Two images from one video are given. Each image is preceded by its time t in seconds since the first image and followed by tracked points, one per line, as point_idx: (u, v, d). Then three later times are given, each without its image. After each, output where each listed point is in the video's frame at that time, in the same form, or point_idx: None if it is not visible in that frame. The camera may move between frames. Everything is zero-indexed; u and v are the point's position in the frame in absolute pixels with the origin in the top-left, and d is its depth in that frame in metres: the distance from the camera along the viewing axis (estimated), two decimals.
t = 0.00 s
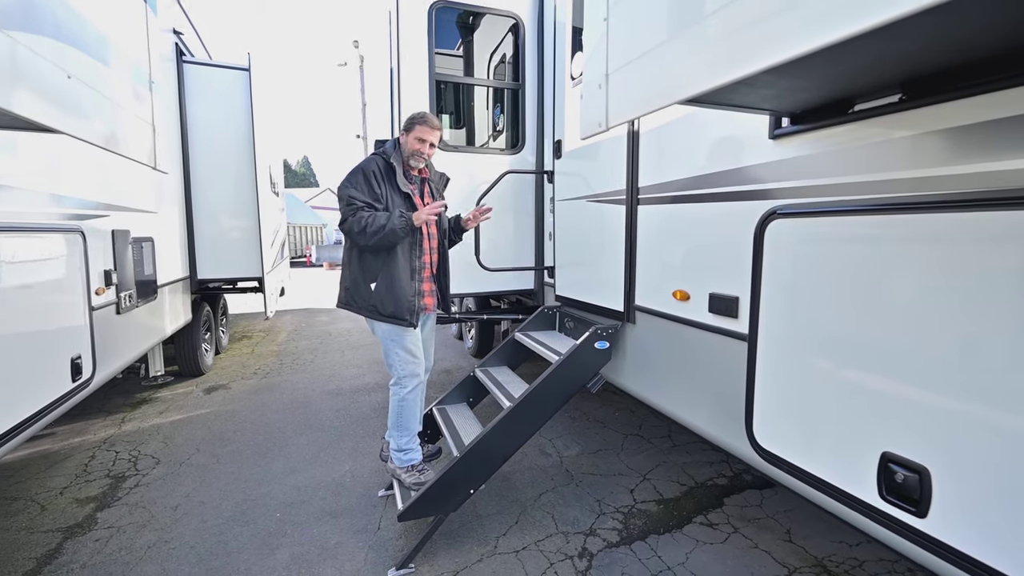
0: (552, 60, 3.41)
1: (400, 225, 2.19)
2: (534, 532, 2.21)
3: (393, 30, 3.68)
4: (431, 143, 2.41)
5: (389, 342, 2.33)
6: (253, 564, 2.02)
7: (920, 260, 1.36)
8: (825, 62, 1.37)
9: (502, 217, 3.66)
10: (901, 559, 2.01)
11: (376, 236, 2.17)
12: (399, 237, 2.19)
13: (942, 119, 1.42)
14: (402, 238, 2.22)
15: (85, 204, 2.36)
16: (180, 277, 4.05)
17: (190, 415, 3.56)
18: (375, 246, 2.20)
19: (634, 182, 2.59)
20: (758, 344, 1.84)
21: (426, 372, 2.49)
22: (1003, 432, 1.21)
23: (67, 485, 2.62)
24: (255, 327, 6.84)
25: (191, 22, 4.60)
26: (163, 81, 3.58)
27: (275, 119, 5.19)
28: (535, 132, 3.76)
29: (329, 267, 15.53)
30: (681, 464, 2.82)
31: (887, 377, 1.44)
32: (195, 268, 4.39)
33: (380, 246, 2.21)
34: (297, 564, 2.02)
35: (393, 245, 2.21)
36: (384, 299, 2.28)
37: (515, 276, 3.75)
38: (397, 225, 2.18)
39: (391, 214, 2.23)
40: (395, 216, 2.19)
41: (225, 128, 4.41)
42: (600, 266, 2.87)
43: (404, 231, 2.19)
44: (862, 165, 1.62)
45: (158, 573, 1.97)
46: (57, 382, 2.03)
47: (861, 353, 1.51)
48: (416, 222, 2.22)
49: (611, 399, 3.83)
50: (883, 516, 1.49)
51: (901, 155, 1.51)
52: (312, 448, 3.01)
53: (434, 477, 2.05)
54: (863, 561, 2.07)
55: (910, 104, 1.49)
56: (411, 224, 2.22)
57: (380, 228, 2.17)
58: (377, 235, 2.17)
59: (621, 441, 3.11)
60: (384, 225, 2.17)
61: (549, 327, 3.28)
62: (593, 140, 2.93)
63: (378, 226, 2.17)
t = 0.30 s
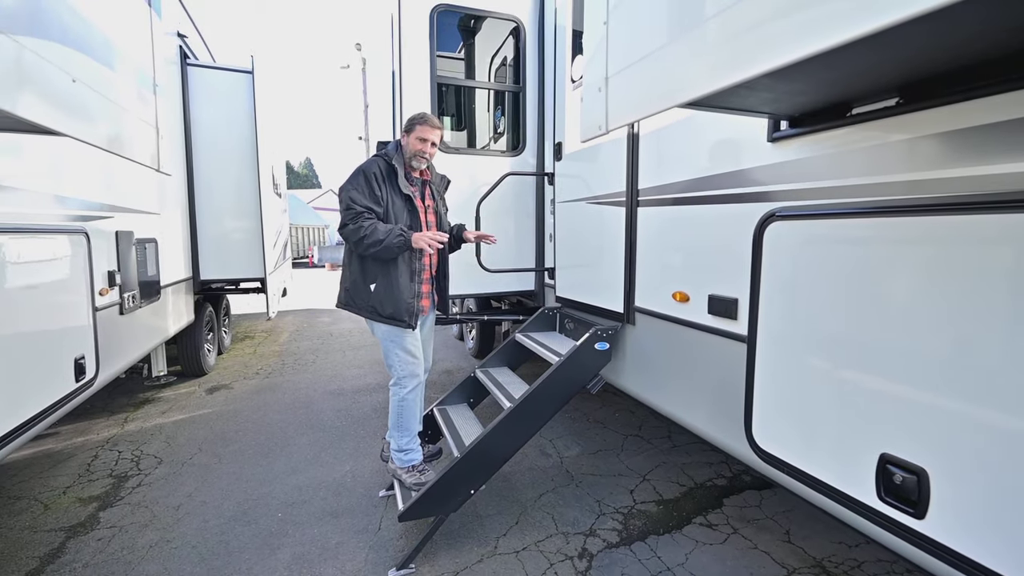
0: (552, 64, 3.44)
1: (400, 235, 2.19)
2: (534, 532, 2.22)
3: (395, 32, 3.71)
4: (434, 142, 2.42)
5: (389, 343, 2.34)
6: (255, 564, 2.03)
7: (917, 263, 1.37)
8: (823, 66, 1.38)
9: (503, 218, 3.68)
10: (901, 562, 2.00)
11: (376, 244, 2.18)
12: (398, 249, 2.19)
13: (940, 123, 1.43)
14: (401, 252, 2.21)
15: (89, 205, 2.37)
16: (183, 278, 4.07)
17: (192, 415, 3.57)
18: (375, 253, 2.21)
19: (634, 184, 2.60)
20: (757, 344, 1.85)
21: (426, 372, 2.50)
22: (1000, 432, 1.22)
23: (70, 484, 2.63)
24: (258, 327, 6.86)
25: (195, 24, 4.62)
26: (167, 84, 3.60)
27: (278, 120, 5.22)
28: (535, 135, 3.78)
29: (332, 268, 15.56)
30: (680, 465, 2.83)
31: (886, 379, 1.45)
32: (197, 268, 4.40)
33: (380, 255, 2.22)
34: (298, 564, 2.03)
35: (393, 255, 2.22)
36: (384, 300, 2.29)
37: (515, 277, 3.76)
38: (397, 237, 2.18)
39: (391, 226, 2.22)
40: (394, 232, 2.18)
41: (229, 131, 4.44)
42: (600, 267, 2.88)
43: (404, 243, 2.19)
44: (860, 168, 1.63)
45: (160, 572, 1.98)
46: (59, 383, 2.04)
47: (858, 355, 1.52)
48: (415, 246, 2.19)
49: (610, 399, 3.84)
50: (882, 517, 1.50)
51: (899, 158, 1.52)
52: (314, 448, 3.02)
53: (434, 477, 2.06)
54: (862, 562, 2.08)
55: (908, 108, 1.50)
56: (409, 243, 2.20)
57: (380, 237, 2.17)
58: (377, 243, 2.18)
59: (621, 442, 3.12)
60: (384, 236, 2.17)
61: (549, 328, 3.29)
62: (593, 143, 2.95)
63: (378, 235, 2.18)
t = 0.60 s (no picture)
0: (552, 65, 3.45)
1: (399, 239, 2.18)
2: (533, 535, 2.21)
3: (394, 33, 3.71)
4: (423, 134, 2.44)
5: (389, 345, 2.33)
6: (252, 568, 2.01)
7: (916, 264, 1.37)
8: (820, 69, 1.39)
9: (503, 219, 3.68)
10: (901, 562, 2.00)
11: (375, 247, 2.16)
12: (398, 253, 2.18)
13: (936, 126, 1.44)
14: (401, 255, 2.20)
15: (85, 207, 2.35)
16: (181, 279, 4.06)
17: (189, 418, 3.55)
18: (374, 257, 2.20)
19: (634, 186, 2.60)
20: (755, 345, 1.86)
21: (426, 374, 2.49)
22: (1000, 435, 1.22)
23: (65, 488, 2.60)
24: (257, 328, 6.84)
25: (195, 25, 4.62)
26: (165, 86, 3.60)
27: (277, 121, 5.21)
28: (535, 136, 3.78)
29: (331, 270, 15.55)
30: (680, 467, 2.82)
31: (885, 381, 1.45)
32: (195, 270, 4.38)
33: (380, 258, 2.21)
34: (295, 568, 2.01)
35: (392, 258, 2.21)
36: (385, 301, 2.29)
37: (514, 278, 3.76)
38: (397, 240, 2.17)
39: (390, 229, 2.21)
40: (393, 236, 2.17)
41: (227, 132, 4.43)
42: (599, 268, 2.89)
43: (404, 248, 2.18)
44: (858, 171, 1.64)
45: None
46: (54, 386, 2.01)
47: (856, 355, 1.53)
48: (414, 252, 2.18)
49: (609, 401, 3.84)
50: (880, 519, 1.50)
51: (895, 161, 1.53)
52: (313, 450, 3.01)
53: (433, 480, 2.04)
54: (862, 563, 2.08)
55: (903, 111, 1.51)
56: (409, 248, 2.19)
57: (379, 240, 2.16)
58: (377, 247, 2.17)
59: (620, 443, 3.12)
60: (383, 240, 2.16)
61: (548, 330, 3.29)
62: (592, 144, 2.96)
63: (377, 238, 2.16)
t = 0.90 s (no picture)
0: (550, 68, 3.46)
1: (391, 240, 2.17)
2: (531, 541, 2.18)
3: (393, 37, 3.73)
4: (415, 136, 2.43)
5: (385, 347, 2.33)
6: (247, 573, 2.00)
7: (922, 266, 1.33)
8: (820, 71, 1.38)
9: (500, 220, 3.67)
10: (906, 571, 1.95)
11: (368, 249, 2.16)
12: (391, 254, 2.18)
13: (939, 128, 1.41)
14: (394, 256, 2.19)
15: (85, 209, 2.37)
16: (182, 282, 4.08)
17: (188, 420, 3.55)
18: (368, 259, 2.19)
19: (631, 187, 2.59)
20: (758, 348, 1.82)
21: (422, 376, 2.48)
22: (1008, 443, 1.18)
23: (62, 490, 2.60)
24: (256, 330, 6.86)
25: (195, 29, 4.66)
26: (165, 90, 3.63)
27: (277, 125, 5.25)
28: (532, 139, 3.79)
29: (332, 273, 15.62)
30: (680, 471, 2.79)
31: (885, 385, 1.43)
32: (195, 271, 4.40)
33: (373, 260, 2.20)
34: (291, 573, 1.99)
35: (386, 259, 2.21)
36: (381, 304, 2.28)
37: (513, 280, 3.74)
38: (389, 242, 2.16)
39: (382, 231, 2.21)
40: (385, 238, 2.17)
41: (229, 136, 4.47)
42: (596, 270, 2.87)
43: (396, 248, 2.18)
44: (859, 173, 1.61)
45: None
46: (53, 389, 2.01)
47: (859, 360, 1.49)
48: (407, 252, 2.17)
49: (608, 404, 3.82)
50: (886, 528, 1.46)
51: (897, 163, 1.51)
52: (310, 453, 3.00)
53: (431, 484, 2.03)
54: (866, 571, 2.03)
55: (905, 113, 1.48)
56: (401, 249, 2.18)
57: (372, 242, 2.15)
58: (369, 249, 2.16)
59: (620, 447, 3.08)
60: (375, 242, 2.15)
61: (547, 333, 3.27)
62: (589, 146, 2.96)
63: (369, 240, 2.16)
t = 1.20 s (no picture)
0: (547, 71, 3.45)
1: (380, 245, 2.16)
2: (530, 546, 2.17)
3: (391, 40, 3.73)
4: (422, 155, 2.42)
5: (379, 352, 2.32)
6: None
7: (927, 268, 1.31)
8: (820, 71, 1.36)
9: (498, 223, 3.67)
10: None
11: (357, 255, 2.16)
12: (380, 260, 2.16)
13: (941, 128, 1.40)
14: (382, 262, 2.18)
15: (86, 214, 2.38)
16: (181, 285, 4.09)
17: (188, 423, 3.56)
18: (357, 265, 2.19)
19: (629, 190, 2.58)
20: (761, 350, 1.80)
21: (418, 381, 2.48)
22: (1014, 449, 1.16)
23: (63, 494, 2.62)
24: (256, 333, 6.88)
25: (194, 34, 4.68)
26: (162, 94, 3.65)
27: (276, 128, 5.27)
28: (531, 141, 3.78)
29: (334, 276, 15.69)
30: (680, 476, 2.77)
31: (886, 390, 1.41)
32: (195, 275, 4.42)
33: (363, 267, 2.20)
34: None
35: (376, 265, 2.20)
36: (373, 310, 2.28)
37: (511, 283, 3.74)
38: (376, 248, 2.15)
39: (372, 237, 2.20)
40: (373, 243, 2.16)
41: (229, 140, 4.49)
42: (595, 273, 2.86)
43: (384, 254, 2.16)
44: (860, 174, 1.59)
45: None
46: (53, 392, 2.01)
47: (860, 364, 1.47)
48: (394, 257, 2.15)
49: (608, 407, 3.80)
50: (893, 537, 1.43)
51: (898, 165, 1.49)
52: (309, 456, 3.00)
53: (429, 489, 2.02)
54: None
55: (907, 113, 1.47)
56: (388, 255, 2.16)
57: (360, 248, 2.15)
58: (358, 255, 2.16)
59: (620, 451, 3.07)
60: (363, 248, 2.15)
61: (546, 336, 3.26)
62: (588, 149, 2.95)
63: (358, 246, 2.16)
